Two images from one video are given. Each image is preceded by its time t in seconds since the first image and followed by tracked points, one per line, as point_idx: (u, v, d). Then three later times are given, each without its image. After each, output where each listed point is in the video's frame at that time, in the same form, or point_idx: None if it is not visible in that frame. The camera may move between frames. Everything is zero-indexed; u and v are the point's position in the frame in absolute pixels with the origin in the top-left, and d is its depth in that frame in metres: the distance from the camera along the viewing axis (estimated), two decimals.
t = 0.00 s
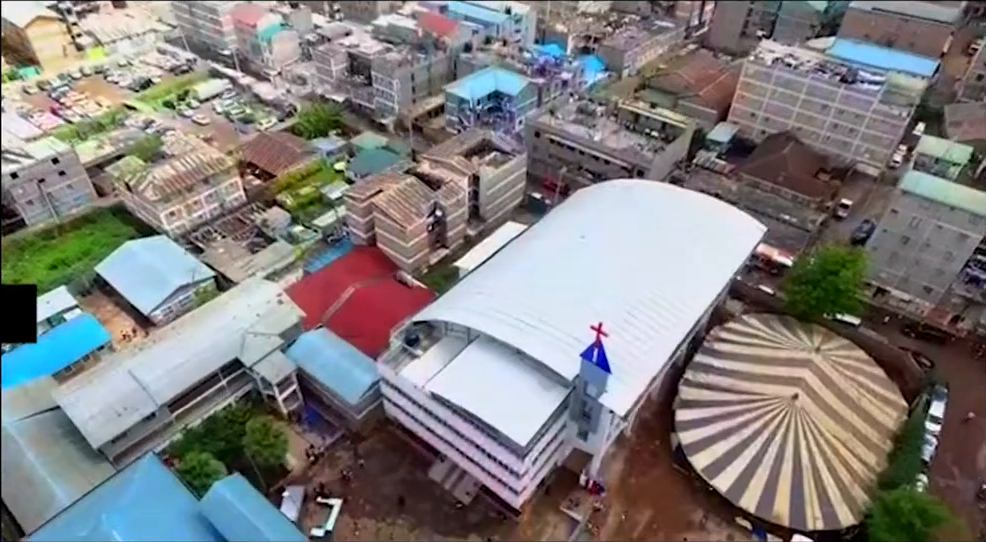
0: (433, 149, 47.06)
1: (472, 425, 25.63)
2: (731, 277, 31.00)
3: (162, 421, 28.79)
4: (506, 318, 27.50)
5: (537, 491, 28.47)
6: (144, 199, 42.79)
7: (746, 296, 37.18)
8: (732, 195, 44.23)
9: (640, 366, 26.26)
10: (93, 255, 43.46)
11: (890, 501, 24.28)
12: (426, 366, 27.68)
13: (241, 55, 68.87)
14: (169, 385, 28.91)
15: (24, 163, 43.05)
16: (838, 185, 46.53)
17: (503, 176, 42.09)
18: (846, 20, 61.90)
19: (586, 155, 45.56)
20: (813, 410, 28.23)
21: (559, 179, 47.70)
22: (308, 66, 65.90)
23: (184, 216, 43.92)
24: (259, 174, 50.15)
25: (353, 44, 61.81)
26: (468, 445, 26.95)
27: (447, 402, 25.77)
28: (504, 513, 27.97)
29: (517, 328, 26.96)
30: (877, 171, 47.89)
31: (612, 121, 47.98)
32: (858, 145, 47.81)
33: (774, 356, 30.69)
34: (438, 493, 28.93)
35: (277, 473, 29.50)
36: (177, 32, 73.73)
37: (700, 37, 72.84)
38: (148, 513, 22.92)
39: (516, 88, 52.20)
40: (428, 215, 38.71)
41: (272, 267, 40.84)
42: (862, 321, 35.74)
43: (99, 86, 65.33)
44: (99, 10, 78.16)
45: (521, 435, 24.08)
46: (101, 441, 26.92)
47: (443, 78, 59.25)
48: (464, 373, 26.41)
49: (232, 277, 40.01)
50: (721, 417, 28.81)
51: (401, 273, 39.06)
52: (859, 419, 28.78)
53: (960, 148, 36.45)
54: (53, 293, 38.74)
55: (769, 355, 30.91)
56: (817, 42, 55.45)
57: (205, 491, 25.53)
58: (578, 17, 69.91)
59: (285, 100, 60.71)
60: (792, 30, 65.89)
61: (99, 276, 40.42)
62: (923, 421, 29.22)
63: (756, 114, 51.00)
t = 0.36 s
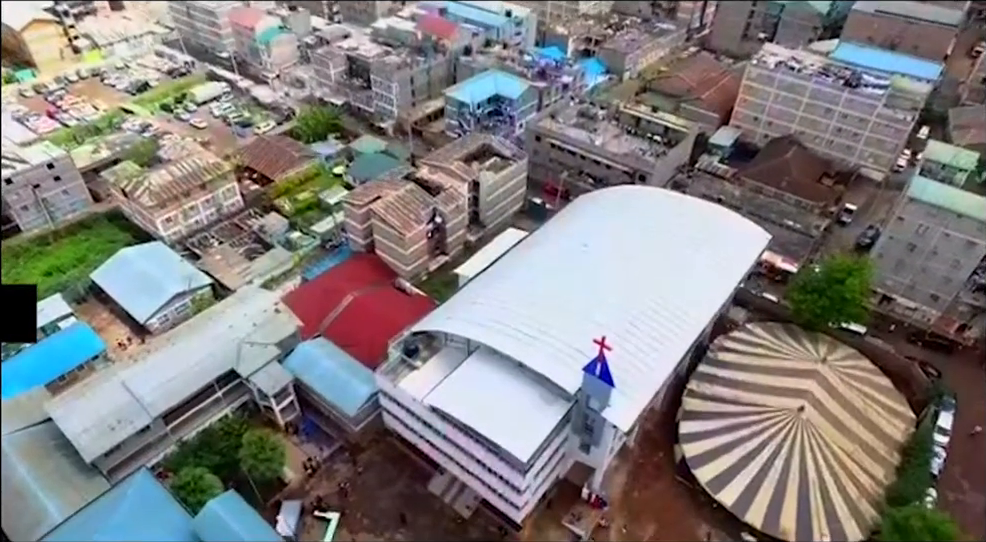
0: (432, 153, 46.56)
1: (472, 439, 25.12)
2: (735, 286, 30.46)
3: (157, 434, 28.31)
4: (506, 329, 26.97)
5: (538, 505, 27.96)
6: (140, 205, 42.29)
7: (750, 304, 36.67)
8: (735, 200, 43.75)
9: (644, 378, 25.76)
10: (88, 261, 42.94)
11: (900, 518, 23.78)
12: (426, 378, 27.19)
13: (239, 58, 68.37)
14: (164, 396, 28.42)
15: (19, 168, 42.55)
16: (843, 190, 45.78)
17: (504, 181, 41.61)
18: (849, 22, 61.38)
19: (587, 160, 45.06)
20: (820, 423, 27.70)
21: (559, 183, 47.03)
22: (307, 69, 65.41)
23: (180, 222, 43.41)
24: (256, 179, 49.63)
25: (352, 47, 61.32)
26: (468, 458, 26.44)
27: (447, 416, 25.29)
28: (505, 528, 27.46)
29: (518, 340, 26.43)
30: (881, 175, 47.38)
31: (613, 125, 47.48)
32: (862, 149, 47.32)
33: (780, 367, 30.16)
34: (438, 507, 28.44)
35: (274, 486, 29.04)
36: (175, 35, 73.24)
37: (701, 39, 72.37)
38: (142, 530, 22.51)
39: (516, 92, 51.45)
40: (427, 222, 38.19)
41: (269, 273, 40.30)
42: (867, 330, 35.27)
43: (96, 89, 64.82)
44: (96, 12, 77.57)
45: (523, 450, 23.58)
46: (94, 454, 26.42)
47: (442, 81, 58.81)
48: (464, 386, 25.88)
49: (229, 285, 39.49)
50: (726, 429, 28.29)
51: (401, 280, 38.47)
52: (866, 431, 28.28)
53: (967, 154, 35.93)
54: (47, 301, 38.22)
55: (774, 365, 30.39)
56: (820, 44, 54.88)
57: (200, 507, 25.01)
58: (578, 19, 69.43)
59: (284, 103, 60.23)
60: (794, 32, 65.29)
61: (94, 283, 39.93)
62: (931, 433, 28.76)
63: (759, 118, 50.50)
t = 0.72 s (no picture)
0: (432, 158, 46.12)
1: (472, 451, 24.69)
2: (739, 295, 29.99)
3: (152, 445, 27.95)
4: (506, 339, 26.54)
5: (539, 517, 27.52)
6: (137, 210, 41.86)
7: (753, 311, 36.24)
8: (737, 205, 43.34)
9: (646, 390, 25.32)
10: (84, 267, 42.52)
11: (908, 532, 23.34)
12: (425, 389, 26.74)
13: (238, 60, 67.94)
14: (160, 407, 28.06)
15: (15, 173, 42.15)
16: (846, 195, 45.45)
17: (504, 186, 41.18)
18: (853, 23, 60.82)
19: (588, 164, 44.60)
20: (825, 434, 27.25)
21: (561, 188, 46.76)
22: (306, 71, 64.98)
23: (177, 227, 43.00)
24: (254, 183, 49.22)
25: (351, 49, 60.85)
26: (467, 471, 26.01)
27: (446, 429, 24.85)
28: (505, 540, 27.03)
29: (518, 350, 25.99)
30: (885, 179, 46.88)
31: (615, 128, 47.02)
32: (866, 153, 46.82)
33: (783, 377, 29.67)
34: (437, 519, 28.04)
35: (270, 498, 28.60)
36: (173, 36, 72.82)
37: (703, 40, 71.88)
38: None
39: (516, 95, 50.99)
40: (427, 228, 37.75)
41: (266, 279, 39.86)
42: (873, 337, 34.80)
43: (94, 91, 64.40)
44: (94, 13, 77.17)
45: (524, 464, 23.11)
46: (88, 466, 26.02)
47: (442, 83, 58.42)
48: (464, 397, 25.50)
49: (227, 291, 39.05)
50: (729, 441, 27.83)
51: (400, 287, 38.08)
52: (872, 443, 27.83)
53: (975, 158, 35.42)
54: (42, 308, 37.78)
55: (778, 375, 29.90)
56: (824, 47, 54.19)
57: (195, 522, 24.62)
58: (580, 21, 68.98)
59: (282, 105, 59.84)
60: (797, 34, 64.67)
61: (90, 289, 39.48)
62: (938, 444, 28.32)
63: (762, 121, 50.04)
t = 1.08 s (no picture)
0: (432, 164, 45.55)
1: (472, 469, 24.11)
2: (744, 306, 29.46)
3: (145, 461, 27.35)
4: (508, 354, 25.92)
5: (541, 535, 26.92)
6: (132, 218, 41.24)
7: (758, 320, 35.59)
8: (741, 212, 42.82)
9: (651, 407, 24.77)
10: (78, 275, 41.88)
11: None
12: (423, 404, 26.21)
13: (235, 63, 67.40)
14: (153, 422, 27.46)
15: (8, 179, 41.52)
16: (850, 202, 44.93)
17: (504, 193, 40.60)
18: (856, 27, 60.09)
19: (589, 170, 44.02)
20: (833, 450, 26.72)
21: (562, 194, 46.05)
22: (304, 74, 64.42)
23: (173, 234, 42.41)
24: (251, 188, 48.65)
25: (350, 52, 60.25)
26: (467, 488, 25.42)
27: (445, 447, 24.31)
28: None
29: (520, 365, 25.38)
30: (891, 185, 46.23)
31: (616, 133, 46.45)
32: (871, 158, 46.24)
33: (790, 390, 29.10)
34: (437, 536, 27.46)
35: (267, 514, 28.01)
36: (171, 39, 72.28)
37: (705, 43, 71.28)
38: None
39: (517, 100, 50.33)
40: (426, 236, 37.16)
41: (263, 287, 39.24)
42: (879, 348, 34.22)
43: (90, 95, 63.81)
44: (92, 16, 76.58)
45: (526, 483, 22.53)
46: (79, 484, 25.41)
47: (442, 87, 57.85)
48: (464, 414, 24.97)
49: (223, 300, 38.41)
50: (735, 456, 27.26)
51: (399, 296, 37.49)
52: (881, 458, 27.28)
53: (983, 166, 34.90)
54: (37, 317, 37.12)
55: (784, 388, 29.34)
56: (828, 50, 53.45)
57: None
58: (580, 24, 68.39)
59: (280, 110, 59.29)
60: (800, 37, 63.99)
61: (84, 298, 38.86)
62: (948, 460, 27.76)
63: (765, 126, 49.44)
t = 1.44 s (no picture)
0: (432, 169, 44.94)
1: (472, 487, 23.59)
2: (749, 317, 28.96)
3: (138, 475, 26.81)
4: (509, 368, 25.35)
5: None
6: (127, 224, 40.67)
7: (763, 329, 34.97)
8: (744, 218, 42.34)
9: (656, 423, 24.28)
10: (72, 282, 41.35)
11: None
12: (422, 419, 25.68)
13: (233, 66, 66.90)
14: (146, 435, 26.93)
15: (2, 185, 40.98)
16: (855, 208, 44.41)
17: (505, 199, 40.08)
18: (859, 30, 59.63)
19: (591, 176, 43.51)
20: (841, 466, 26.17)
21: (563, 199, 45.49)
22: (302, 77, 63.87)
23: (169, 240, 41.87)
24: (249, 194, 48.16)
25: (349, 55, 59.67)
26: (467, 505, 24.88)
27: (445, 464, 23.80)
28: None
29: (522, 380, 24.82)
30: (896, 191, 45.68)
31: (618, 139, 45.92)
32: (876, 164, 45.67)
33: (797, 403, 28.55)
34: None
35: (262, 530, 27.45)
36: (168, 41, 71.77)
37: (706, 45, 70.85)
38: None
39: (517, 104, 49.77)
40: (425, 244, 36.58)
41: (260, 295, 38.66)
42: (886, 359, 33.67)
43: (87, 98, 63.28)
44: (89, 18, 76.06)
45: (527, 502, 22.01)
46: (69, 500, 24.85)
47: (441, 91, 57.29)
48: (463, 430, 24.47)
49: (219, 308, 37.86)
50: (741, 471, 26.70)
51: (398, 304, 36.86)
52: (889, 473, 26.75)
53: None
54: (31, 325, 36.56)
55: (791, 401, 28.82)
56: (832, 53, 52.83)
57: None
58: (581, 26, 67.95)
59: (278, 113, 58.76)
60: (803, 39, 63.44)
61: (78, 306, 38.32)
62: (958, 475, 27.24)
63: (768, 131, 48.88)
